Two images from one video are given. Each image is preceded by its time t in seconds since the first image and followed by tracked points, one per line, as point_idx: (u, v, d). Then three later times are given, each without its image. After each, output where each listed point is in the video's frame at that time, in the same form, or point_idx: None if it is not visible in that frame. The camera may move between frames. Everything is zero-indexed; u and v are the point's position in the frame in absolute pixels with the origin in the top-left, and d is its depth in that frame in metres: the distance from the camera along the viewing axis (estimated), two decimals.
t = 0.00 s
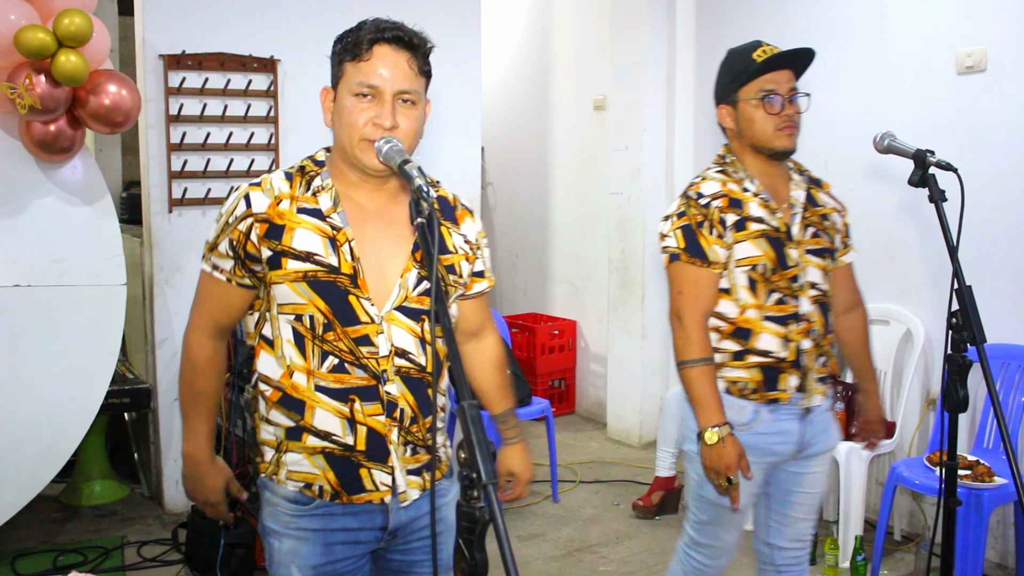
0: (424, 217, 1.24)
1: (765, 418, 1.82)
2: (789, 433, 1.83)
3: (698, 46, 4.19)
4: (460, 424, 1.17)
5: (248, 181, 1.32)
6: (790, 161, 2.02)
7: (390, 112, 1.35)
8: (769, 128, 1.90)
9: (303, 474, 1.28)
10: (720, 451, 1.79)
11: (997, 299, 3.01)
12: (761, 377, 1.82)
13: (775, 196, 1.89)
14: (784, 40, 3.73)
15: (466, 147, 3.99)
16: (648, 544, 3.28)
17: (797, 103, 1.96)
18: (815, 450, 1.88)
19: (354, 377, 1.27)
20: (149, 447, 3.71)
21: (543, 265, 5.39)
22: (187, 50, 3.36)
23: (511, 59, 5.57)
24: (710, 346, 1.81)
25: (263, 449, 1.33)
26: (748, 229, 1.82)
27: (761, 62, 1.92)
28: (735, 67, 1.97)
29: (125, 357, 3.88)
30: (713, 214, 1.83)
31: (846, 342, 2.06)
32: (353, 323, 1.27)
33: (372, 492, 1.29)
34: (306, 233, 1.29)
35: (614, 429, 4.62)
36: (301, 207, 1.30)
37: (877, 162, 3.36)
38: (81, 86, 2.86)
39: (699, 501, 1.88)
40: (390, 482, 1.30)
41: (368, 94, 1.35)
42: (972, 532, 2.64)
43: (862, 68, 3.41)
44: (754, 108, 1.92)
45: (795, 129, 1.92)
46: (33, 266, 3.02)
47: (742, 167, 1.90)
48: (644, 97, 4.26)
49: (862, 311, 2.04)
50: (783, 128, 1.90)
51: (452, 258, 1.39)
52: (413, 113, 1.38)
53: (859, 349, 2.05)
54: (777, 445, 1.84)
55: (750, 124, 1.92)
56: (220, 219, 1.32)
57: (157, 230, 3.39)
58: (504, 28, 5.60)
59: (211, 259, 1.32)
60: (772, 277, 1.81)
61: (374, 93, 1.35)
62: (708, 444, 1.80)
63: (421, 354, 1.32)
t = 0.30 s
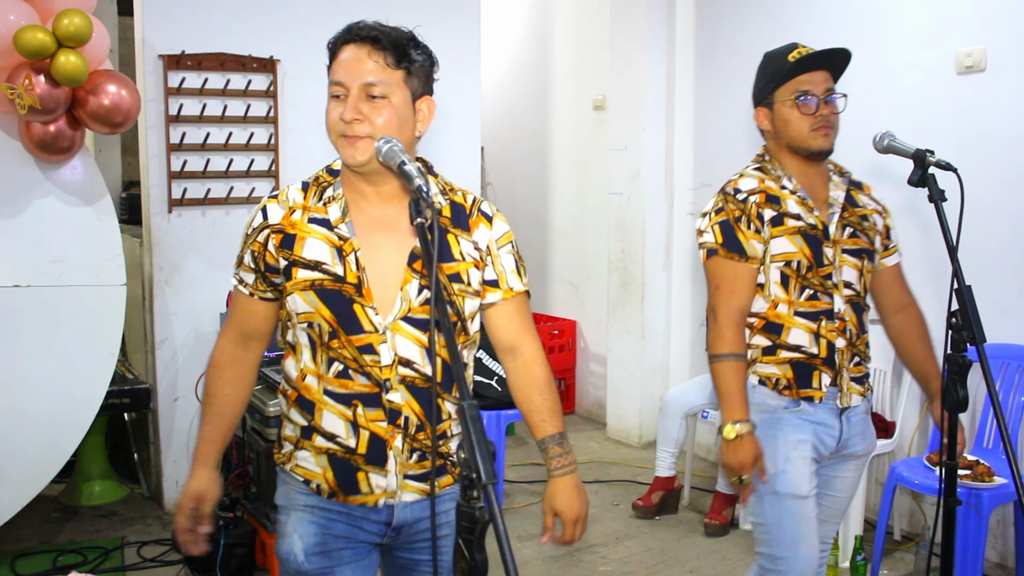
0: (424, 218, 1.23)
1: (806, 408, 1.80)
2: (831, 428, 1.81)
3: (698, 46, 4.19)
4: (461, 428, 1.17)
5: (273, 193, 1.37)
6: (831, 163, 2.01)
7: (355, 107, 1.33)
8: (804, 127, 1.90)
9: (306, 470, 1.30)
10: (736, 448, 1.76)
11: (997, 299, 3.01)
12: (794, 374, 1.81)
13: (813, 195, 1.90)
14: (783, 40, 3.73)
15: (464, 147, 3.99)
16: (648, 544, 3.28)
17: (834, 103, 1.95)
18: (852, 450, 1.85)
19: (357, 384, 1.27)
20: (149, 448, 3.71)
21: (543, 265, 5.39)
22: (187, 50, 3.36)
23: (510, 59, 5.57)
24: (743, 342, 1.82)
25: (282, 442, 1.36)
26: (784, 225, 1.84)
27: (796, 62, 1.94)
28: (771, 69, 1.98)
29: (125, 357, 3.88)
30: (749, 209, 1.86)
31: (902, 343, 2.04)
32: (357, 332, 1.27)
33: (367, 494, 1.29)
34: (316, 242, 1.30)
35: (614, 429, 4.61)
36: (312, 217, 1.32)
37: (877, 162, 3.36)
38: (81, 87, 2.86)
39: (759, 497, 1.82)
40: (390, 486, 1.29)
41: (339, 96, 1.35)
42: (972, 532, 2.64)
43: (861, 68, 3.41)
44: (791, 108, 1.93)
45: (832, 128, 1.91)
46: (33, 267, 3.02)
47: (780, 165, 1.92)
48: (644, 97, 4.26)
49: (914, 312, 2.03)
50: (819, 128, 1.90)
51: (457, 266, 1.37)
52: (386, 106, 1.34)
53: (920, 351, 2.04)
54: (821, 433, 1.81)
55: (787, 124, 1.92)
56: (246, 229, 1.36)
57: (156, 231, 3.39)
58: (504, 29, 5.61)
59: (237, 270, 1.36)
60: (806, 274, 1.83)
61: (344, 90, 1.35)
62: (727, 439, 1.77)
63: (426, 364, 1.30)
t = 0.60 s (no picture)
0: (423, 218, 1.23)
1: (809, 410, 1.80)
2: (837, 431, 1.80)
3: (697, 46, 4.20)
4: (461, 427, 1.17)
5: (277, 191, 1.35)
6: (841, 161, 2.01)
7: (370, 106, 1.32)
8: (808, 127, 1.91)
9: (312, 462, 1.31)
10: (756, 437, 1.76)
11: (997, 299, 3.01)
12: (800, 370, 1.81)
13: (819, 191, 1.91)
14: (782, 40, 3.73)
15: (463, 146, 3.99)
16: (648, 544, 3.28)
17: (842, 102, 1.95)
18: (859, 452, 1.85)
19: (360, 380, 1.27)
20: (148, 448, 3.71)
21: (543, 265, 5.39)
22: (186, 50, 3.36)
23: (510, 59, 5.57)
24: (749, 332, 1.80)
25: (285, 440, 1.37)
26: (788, 217, 1.84)
27: (802, 60, 1.94)
28: (780, 67, 1.99)
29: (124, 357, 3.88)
30: (755, 201, 1.86)
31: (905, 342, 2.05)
32: (359, 328, 1.28)
33: (370, 494, 1.29)
34: (320, 239, 1.30)
35: (613, 429, 4.61)
36: (318, 215, 1.32)
37: (876, 162, 3.36)
38: (80, 87, 2.86)
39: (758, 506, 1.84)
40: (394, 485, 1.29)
41: (353, 95, 1.34)
42: (971, 532, 2.64)
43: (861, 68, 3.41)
44: (795, 107, 1.94)
45: (838, 126, 1.90)
46: (32, 267, 3.02)
47: (787, 161, 1.93)
48: (644, 97, 4.26)
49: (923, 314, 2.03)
50: (823, 127, 1.90)
51: (460, 261, 1.35)
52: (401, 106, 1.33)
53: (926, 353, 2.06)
54: (825, 439, 1.79)
55: (791, 122, 1.94)
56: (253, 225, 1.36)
57: (156, 231, 3.39)
58: (503, 29, 5.61)
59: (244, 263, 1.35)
60: (811, 267, 1.82)
61: (357, 90, 1.34)
62: (745, 429, 1.77)
63: (427, 359, 1.29)
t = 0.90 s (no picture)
0: (421, 218, 1.24)
1: (793, 408, 1.77)
2: (820, 426, 1.78)
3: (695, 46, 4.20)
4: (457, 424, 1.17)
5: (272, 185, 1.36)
6: (829, 165, 1.96)
7: (377, 108, 1.33)
8: (793, 136, 1.85)
9: (296, 450, 1.31)
10: (712, 442, 1.74)
11: (994, 299, 3.02)
12: (781, 373, 1.77)
13: (805, 198, 1.85)
14: (780, 40, 3.73)
15: (461, 146, 3.99)
16: (645, 544, 3.28)
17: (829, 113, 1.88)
18: (842, 449, 1.83)
19: (341, 380, 1.27)
20: (145, 448, 3.70)
21: (540, 265, 5.39)
22: (183, 50, 3.36)
23: (508, 60, 5.57)
24: (721, 338, 1.79)
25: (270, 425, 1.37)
26: (770, 227, 1.79)
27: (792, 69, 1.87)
28: (770, 72, 1.92)
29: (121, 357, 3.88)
30: (737, 208, 1.81)
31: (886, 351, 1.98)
32: (342, 329, 1.27)
33: (346, 493, 1.28)
34: (307, 237, 1.30)
35: (610, 429, 4.61)
36: (308, 212, 1.32)
37: (873, 162, 3.37)
38: (77, 87, 2.86)
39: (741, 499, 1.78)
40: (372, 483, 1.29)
41: (359, 94, 1.34)
42: (968, 531, 2.64)
43: (858, 69, 3.41)
44: (779, 117, 1.88)
45: (822, 138, 1.84)
46: (29, 267, 3.02)
47: (773, 167, 1.87)
48: (642, 98, 4.26)
49: (904, 320, 1.95)
50: (806, 138, 1.84)
51: (449, 273, 1.32)
52: (407, 111, 1.35)
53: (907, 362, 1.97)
54: (809, 433, 1.77)
55: (776, 131, 1.88)
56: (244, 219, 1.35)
57: (153, 230, 3.39)
58: (501, 29, 5.61)
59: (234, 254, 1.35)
60: (793, 275, 1.79)
61: (363, 92, 1.34)
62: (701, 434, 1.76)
63: (411, 361, 1.29)
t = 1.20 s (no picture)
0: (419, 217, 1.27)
1: (735, 410, 1.83)
2: (761, 427, 1.84)
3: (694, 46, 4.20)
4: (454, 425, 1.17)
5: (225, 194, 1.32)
6: (784, 163, 1.98)
7: (368, 112, 1.32)
8: (752, 133, 1.87)
9: (267, 471, 1.30)
10: (683, 442, 1.81)
11: (992, 299, 3.02)
12: (731, 373, 1.83)
13: (762, 197, 1.87)
14: (779, 40, 3.74)
15: (460, 146, 3.99)
16: (644, 544, 3.28)
17: (789, 111, 1.91)
18: (791, 445, 1.86)
19: (318, 375, 1.27)
20: (144, 448, 3.70)
21: (539, 266, 5.39)
22: (182, 50, 3.36)
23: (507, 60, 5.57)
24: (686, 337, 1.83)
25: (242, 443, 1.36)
26: (732, 227, 1.82)
27: (755, 66, 1.89)
28: (732, 68, 1.93)
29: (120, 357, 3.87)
30: (701, 208, 1.84)
31: (834, 345, 2.01)
32: (319, 323, 1.27)
33: (328, 493, 1.29)
34: (277, 235, 1.29)
35: (609, 429, 4.61)
36: (272, 213, 1.30)
37: (872, 162, 3.37)
38: (76, 86, 2.86)
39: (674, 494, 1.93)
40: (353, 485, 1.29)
41: (346, 94, 1.32)
42: (966, 531, 2.64)
43: (856, 69, 3.42)
44: (739, 113, 1.90)
45: (781, 136, 1.86)
46: (28, 267, 3.02)
47: (734, 164, 1.89)
48: (639, 98, 4.27)
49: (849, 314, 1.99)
50: (764, 135, 1.86)
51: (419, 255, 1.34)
52: (387, 114, 1.35)
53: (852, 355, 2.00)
54: (747, 438, 1.84)
55: (735, 126, 1.90)
56: (200, 229, 1.31)
57: (152, 230, 3.39)
58: (500, 29, 5.61)
59: (194, 268, 1.30)
60: (751, 276, 1.82)
61: (351, 93, 1.32)
62: (676, 434, 1.82)
63: (388, 352, 1.30)
